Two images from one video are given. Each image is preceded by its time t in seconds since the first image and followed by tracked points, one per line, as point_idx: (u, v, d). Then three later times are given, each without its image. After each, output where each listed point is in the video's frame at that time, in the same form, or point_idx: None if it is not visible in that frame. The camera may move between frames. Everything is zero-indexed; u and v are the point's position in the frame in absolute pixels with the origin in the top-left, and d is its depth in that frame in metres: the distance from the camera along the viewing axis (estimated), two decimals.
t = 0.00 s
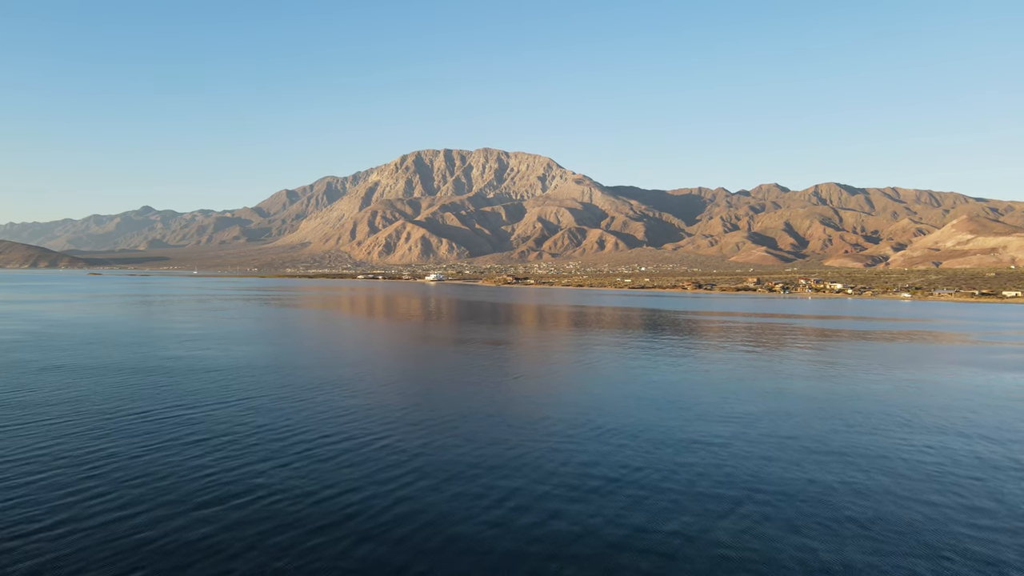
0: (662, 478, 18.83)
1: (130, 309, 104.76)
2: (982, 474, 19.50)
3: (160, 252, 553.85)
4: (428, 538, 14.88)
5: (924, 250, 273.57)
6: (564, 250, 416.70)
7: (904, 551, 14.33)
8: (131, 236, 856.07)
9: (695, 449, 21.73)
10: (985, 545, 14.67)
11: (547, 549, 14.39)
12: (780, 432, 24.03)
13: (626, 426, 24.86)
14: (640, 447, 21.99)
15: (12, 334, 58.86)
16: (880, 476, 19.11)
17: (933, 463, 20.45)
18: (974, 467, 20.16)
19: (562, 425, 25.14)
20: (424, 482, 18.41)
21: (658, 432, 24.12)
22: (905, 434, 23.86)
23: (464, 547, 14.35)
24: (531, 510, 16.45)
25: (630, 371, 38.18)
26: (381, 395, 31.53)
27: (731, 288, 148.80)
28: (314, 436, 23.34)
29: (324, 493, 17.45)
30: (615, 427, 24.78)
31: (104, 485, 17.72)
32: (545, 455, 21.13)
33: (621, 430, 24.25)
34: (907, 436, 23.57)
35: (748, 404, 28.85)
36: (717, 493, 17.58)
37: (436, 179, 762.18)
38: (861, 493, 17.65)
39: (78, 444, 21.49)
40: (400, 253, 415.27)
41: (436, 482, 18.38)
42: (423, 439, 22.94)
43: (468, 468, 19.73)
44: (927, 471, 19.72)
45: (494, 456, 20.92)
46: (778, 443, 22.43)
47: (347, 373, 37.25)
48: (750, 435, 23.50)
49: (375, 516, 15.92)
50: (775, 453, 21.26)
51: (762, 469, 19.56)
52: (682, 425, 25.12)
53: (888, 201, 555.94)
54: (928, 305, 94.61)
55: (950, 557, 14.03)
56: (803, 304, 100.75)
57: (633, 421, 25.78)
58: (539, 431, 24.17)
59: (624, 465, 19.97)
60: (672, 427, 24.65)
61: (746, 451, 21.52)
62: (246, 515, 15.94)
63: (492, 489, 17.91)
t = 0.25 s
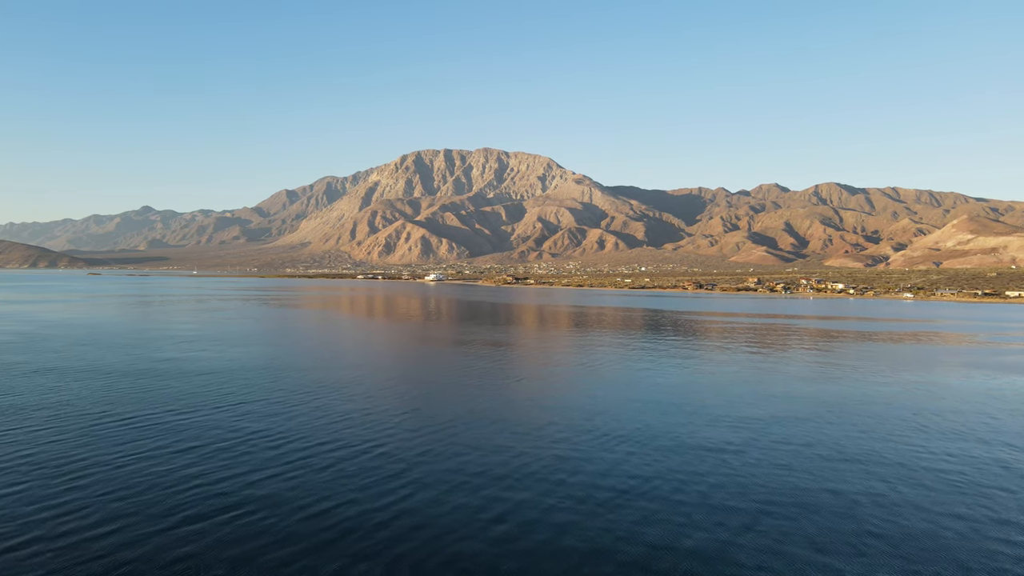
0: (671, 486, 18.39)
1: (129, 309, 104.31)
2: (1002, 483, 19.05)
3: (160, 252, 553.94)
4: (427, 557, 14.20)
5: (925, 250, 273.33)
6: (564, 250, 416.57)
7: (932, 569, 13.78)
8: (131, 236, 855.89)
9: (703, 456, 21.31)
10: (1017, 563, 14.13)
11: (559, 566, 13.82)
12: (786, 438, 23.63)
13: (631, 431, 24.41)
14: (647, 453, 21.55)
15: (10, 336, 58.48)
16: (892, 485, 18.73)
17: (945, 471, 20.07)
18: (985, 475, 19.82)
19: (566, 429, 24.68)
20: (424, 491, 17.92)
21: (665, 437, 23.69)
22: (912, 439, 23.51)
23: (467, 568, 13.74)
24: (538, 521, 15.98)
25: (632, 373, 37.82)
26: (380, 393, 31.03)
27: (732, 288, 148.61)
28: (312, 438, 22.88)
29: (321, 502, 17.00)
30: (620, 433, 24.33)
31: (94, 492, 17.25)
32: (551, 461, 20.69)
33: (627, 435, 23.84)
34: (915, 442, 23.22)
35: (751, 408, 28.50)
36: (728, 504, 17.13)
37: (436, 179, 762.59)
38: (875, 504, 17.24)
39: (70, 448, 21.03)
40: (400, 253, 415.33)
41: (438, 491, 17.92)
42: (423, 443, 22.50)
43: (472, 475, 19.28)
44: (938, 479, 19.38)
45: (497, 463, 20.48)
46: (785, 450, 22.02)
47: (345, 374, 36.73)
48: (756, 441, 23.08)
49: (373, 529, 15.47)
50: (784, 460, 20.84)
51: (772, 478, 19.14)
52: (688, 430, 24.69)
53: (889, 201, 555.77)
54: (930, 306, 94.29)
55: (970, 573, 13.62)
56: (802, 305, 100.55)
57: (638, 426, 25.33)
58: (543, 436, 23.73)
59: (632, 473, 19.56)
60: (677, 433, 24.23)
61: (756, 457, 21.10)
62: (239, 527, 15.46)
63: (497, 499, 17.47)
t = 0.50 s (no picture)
0: (680, 497, 18.14)
1: (130, 310, 104.20)
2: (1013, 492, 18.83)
3: (160, 252, 553.87)
4: None
5: (925, 250, 273.06)
6: (564, 250, 416.48)
7: None
8: (131, 236, 855.82)
9: (711, 464, 21.05)
10: None
11: None
12: (793, 443, 23.39)
13: (637, 437, 24.15)
14: (655, 461, 21.27)
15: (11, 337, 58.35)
16: (903, 495, 18.49)
17: (953, 479, 19.86)
18: (993, 483, 19.59)
19: (571, 434, 24.44)
20: (425, 503, 17.65)
21: (672, 443, 23.45)
22: (918, 445, 23.29)
23: None
24: (546, 537, 15.73)
25: (633, 374, 37.56)
26: (380, 397, 30.75)
27: (732, 288, 148.45)
28: (310, 445, 22.63)
29: (319, 515, 16.74)
30: (626, 438, 24.08)
31: (87, 503, 17.03)
32: (557, 471, 20.44)
33: (633, 441, 23.56)
34: (921, 448, 23.00)
35: (755, 411, 28.22)
36: (739, 517, 16.86)
37: (436, 179, 762.54)
38: (888, 516, 16.98)
39: (64, 455, 20.82)
40: (400, 253, 415.19)
41: (440, 503, 17.64)
42: (423, 451, 22.21)
43: (476, 486, 19.02)
44: (947, 488, 19.15)
45: (502, 473, 20.22)
46: (792, 457, 21.76)
47: (345, 376, 36.44)
48: (763, 448, 22.81)
49: (373, 546, 15.18)
50: (792, 468, 20.60)
51: (782, 488, 18.89)
52: (694, 435, 24.41)
53: (889, 201, 555.37)
54: (932, 306, 94.00)
55: None
56: (803, 305, 100.34)
57: (644, 430, 25.08)
58: (548, 442, 23.46)
59: (640, 483, 19.31)
60: (683, 438, 23.95)
61: (763, 465, 20.86)
62: (234, 541, 15.23)
63: (503, 511, 17.22)
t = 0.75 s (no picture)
0: (686, 492, 17.74)
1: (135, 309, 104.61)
2: None
3: (161, 253, 554.07)
4: None
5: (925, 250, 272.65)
6: (564, 250, 416.30)
7: None
8: (131, 237, 855.88)
9: (716, 461, 20.42)
10: None
11: None
12: (799, 442, 22.67)
13: (638, 435, 23.47)
14: (659, 459, 20.61)
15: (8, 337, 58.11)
16: (916, 496, 17.80)
17: (963, 478, 19.26)
18: (1006, 479, 19.14)
19: (573, 433, 23.73)
20: (421, 501, 17.12)
21: (675, 440, 22.85)
22: (927, 445, 22.59)
23: None
24: (549, 536, 15.11)
25: (630, 374, 37.13)
26: (375, 398, 30.19)
27: (733, 288, 148.16)
28: (298, 448, 21.99)
29: (301, 517, 16.17)
30: (627, 436, 23.35)
31: (64, 509, 16.42)
32: (559, 469, 19.74)
33: (637, 439, 22.92)
34: (928, 447, 22.34)
35: (755, 410, 27.71)
36: (749, 516, 16.19)
37: (436, 179, 762.61)
38: (900, 516, 16.31)
39: (47, 459, 20.43)
40: (400, 253, 415.02)
41: (436, 503, 16.98)
42: (418, 451, 21.58)
43: (474, 484, 18.43)
44: (962, 486, 18.59)
45: (501, 470, 19.59)
46: (799, 455, 21.11)
47: (340, 376, 35.95)
48: (768, 446, 22.17)
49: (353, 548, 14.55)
50: (799, 463, 20.18)
51: (788, 486, 18.27)
52: (698, 433, 23.80)
53: (889, 201, 554.92)
54: (934, 306, 93.48)
55: None
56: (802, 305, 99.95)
57: (646, 429, 24.42)
58: (548, 440, 22.86)
59: (645, 482, 18.60)
60: (685, 437, 23.29)
61: (770, 464, 20.19)
62: (211, 548, 14.50)
63: (503, 510, 16.60)
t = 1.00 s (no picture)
0: (697, 504, 17.42)
1: (134, 309, 104.27)
2: None
3: (160, 252, 553.72)
4: None
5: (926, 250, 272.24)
6: (564, 250, 416.04)
7: None
8: (130, 236, 855.05)
9: (726, 470, 20.10)
10: None
11: None
12: (807, 449, 22.38)
13: (646, 442, 23.14)
14: (668, 468, 20.27)
15: (8, 339, 57.88)
16: (929, 506, 17.50)
17: (974, 487, 18.98)
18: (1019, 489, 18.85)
19: (579, 440, 23.42)
20: (422, 515, 16.70)
21: (683, 447, 22.52)
22: (934, 451, 22.35)
23: None
24: (560, 551, 14.77)
25: (631, 374, 36.91)
26: (374, 402, 29.77)
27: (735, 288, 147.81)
28: (292, 456, 21.62)
29: (288, 535, 15.77)
30: (635, 443, 23.02)
31: (43, 528, 15.88)
32: (567, 478, 19.42)
33: (645, 447, 22.58)
34: (936, 454, 22.09)
35: (757, 413, 27.47)
36: (762, 529, 15.88)
37: (436, 179, 762.20)
38: (915, 530, 15.99)
39: (36, 469, 20.23)
40: (400, 253, 414.61)
41: (438, 515, 16.63)
42: (417, 460, 21.17)
43: (480, 494, 18.09)
44: (976, 496, 18.31)
45: (507, 480, 19.25)
46: (809, 463, 20.78)
47: (341, 378, 35.63)
48: (776, 454, 21.86)
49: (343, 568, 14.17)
50: (810, 473, 19.88)
51: (801, 497, 17.93)
52: (705, 440, 23.48)
53: (889, 201, 554.63)
54: (936, 307, 93.21)
55: None
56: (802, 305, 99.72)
57: (653, 435, 24.08)
58: (554, 447, 22.53)
59: (655, 492, 18.27)
60: (693, 443, 22.99)
61: (781, 473, 19.87)
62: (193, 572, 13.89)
63: (511, 523, 16.27)
